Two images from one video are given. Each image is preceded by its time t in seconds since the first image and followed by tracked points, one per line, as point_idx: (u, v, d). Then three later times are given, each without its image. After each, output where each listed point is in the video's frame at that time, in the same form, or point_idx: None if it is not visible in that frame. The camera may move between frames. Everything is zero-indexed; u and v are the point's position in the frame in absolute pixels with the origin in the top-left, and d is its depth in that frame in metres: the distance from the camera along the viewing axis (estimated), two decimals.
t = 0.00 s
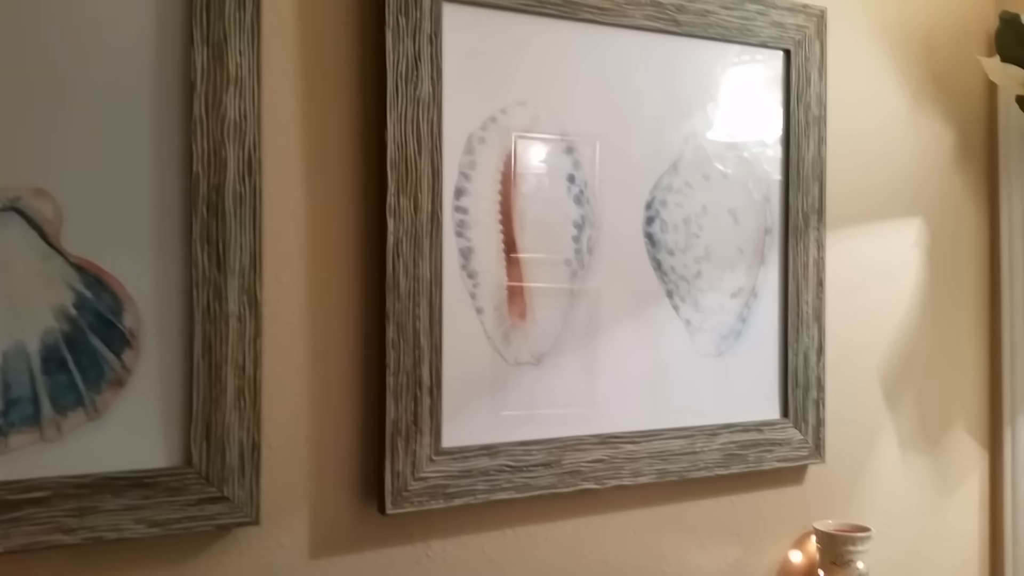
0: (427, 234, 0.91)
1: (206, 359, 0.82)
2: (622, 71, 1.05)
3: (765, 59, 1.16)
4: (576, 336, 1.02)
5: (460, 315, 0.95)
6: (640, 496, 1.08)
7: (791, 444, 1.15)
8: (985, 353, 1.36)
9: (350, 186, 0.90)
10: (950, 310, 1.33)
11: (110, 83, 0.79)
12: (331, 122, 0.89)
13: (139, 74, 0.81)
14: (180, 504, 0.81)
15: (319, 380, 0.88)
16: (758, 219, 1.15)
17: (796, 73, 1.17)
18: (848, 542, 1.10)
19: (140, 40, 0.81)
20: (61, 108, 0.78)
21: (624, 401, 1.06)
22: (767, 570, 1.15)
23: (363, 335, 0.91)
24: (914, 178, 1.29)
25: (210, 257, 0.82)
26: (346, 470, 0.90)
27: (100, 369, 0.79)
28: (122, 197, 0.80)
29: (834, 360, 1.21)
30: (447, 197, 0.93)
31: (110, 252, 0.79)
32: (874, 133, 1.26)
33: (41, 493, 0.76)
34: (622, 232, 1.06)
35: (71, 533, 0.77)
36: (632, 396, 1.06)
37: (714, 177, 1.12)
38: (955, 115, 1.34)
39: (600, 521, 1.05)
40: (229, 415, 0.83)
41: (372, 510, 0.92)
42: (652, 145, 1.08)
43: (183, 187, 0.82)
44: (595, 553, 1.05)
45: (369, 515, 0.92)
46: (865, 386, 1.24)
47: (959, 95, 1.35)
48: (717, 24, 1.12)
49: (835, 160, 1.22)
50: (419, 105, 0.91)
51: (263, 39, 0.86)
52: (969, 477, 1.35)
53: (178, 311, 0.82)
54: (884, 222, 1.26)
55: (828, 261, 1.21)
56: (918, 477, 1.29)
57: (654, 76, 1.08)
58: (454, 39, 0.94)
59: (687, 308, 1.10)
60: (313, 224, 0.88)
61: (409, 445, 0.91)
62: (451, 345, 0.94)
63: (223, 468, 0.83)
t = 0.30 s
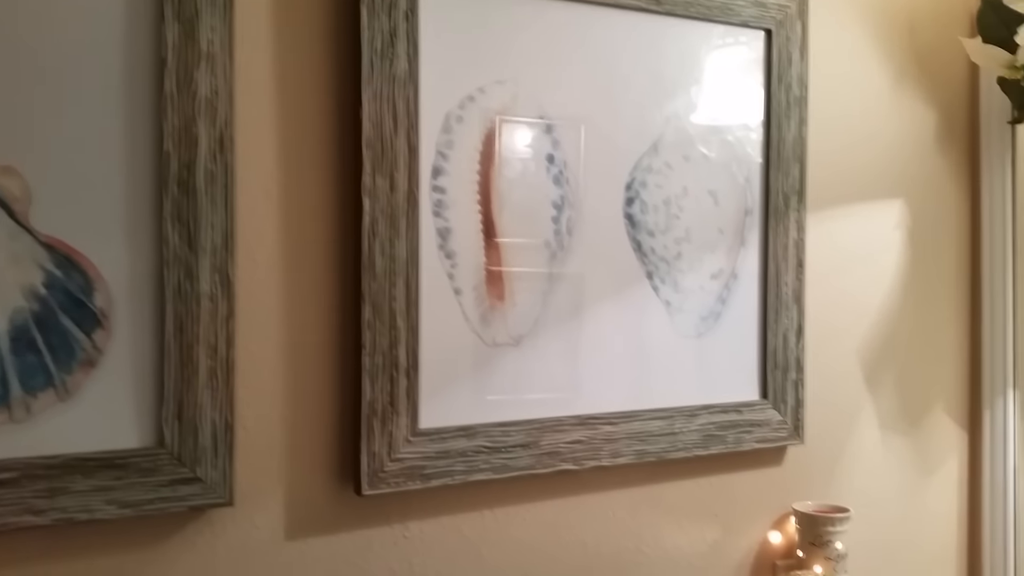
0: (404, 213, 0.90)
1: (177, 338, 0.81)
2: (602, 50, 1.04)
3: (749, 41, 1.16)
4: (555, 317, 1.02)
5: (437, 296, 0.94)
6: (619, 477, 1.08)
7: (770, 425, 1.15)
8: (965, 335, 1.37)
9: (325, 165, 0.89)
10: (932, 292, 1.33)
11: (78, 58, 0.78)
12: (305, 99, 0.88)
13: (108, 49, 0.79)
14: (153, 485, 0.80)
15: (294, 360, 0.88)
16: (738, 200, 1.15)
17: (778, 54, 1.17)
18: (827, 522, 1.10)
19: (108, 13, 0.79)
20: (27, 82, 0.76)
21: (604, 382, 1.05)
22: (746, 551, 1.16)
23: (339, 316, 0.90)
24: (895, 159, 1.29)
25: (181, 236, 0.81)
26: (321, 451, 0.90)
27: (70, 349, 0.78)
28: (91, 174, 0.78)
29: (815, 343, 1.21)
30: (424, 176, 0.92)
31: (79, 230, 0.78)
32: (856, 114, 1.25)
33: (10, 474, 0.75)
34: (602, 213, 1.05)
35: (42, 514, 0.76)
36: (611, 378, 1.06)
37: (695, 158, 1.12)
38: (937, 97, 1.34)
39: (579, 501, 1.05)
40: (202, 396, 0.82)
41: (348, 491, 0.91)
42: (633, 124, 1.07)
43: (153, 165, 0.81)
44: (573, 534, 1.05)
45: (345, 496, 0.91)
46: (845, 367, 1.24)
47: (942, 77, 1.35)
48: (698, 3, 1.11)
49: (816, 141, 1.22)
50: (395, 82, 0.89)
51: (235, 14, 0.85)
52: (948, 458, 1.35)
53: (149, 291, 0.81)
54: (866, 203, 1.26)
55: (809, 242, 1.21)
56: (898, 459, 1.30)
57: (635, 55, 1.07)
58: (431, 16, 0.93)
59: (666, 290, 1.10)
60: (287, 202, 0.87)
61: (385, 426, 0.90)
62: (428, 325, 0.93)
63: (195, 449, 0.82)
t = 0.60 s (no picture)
0: (377, 190, 0.89)
1: (145, 316, 0.80)
2: (580, 26, 1.03)
3: (732, 22, 1.15)
4: (532, 297, 1.01)
5: (412, 274, 0.92)
6: (596, 456, 1.07)
7: (748, 404, 1.15)
8: (946, 315, 1.37)
9: (296, 140, 0.88)
10: (912, 271, 1.33)
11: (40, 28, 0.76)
12: (275, 73, 0.87)
13: (72, 20, 0.77)
14: (121, 464, 0.79)
15: (265, 339, 0.87)
16: (718, 179, 1.14)
17: (757, 31, 1.16)
18: (805, 501, 1.10)
19: None
20: None
21: (582, 362, 1.05)
22: (724, 530, 1.16)
23: (311, 294, 0.89)
24: (876, 139, 1.29)
25: (148, 212, 0.80)
26: (294, 430, 0.89)
27: (36, 326, 0.77)
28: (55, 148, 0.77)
29: (795, 323, 1.21)
30: (398, 152, 0.91)
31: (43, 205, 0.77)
32: (836, 93, 1.25)
33: None
34: (581, 191, 1.04)
35: (7, 493, 0.75)
36: (589, 357, 1.05)
37: (674, 136, 1.11)
38: (918, 76, 1.34)
39: (556, 480, 1.05)
40: (171, 374, 0.81)
41: (322, 470, 0.91)
42: (611, 102, 1.06)
43: (120, 139, 0.79)
44: (551, 513, 1.05)
45: (320, 475, 0.91)
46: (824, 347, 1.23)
47: (923, 55, 1.34)
48: None
49: (796, 120, 1.21)
50: (367, 57, 0.88)
51: None
52: (928, 438, 1.35)
53: (116, 267, 0.80)
54: (846, 183, 1.25)
55: (788, 221, 1.20)
56: (877, 438, 1.30)
57: (614, 31, 1.06)
58: None
59: (645, 269, 1.09)
60: (257, 178, 0.86)
61: (360, 405, 0.89)
62: (403, 304, 0.92)
63: (165, 427, 0.81)
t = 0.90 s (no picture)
0: (347, 152, 0.87)
1: (107, 279, 0.78)
2: None
3: None
4: (506, 264, 1.00)
5: (383, 240, 0.91)
6: (570, 425, 1.07)
7: (723, 373, 1.14)
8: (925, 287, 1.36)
9: (263, 101, 0.86)
10: (891, 243, 1.32)
11: None
12: (242, 31, 0.85)
13: None
14: (83, 429, 0.78)
15: (231, 304, 0.85)
16: (696, 147, 1.13)
17: None
18: (780, 470, 1.10)
19: None
20: None
21: (557, 330, 1.04)
22: (699, 500, 1.16)
23: (278, 258, 0.87)
24: (857, 109, 1.27)
25: (110, 172, 0.78)
26: (262, 397, 0.88)
27: None
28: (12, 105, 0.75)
29: (772, 294, 1.20)
30: (368, 114, 0.89)
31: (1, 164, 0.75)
32: (818, 61, 1.23)
33: None
34: (557, 158, 1.02)
35: None
36: (564, 326, 1.04)
37: (652, 103, 1.09)
38: (901, 45, 1.32)
39: (529, 449, 1.04)
40: (134, 338, 0.80)
41: (291, 438, 0.89)
42: (589, 66, 1.04)
43: (80, 96, 0.77)
44: (524, 483, 1.04)
45: (289, 443, 0.89)
46: (802, 318, 1.23)
47: (907, 25, 1.33)
48: None
49: (777, 88, 1.19)
50: (337, 15, 0.86)
51: None
52: (905, 411, 1.35)
53: (76, 229, 0.78)
54: (826, 152, 1.24)
55: (767, 191, 1.19)
56: (855, 411, 1.29)
57: None
58: None
59: (622, 237, 1.08)
60: (223, 139, 0.84)
61: (329, 372, 0.88)
62: (374, 270, 0.90)
63: (128, 392, 0.80)
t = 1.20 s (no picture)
0: (311, 121, 0.85)
1: (64, 251, 0.76)
2: None
3: None
4: (479, 237, 0.98)
5: (351, 210, 0.89)
6: (545, 399, 1.06)
7: (700, 347, 1.13)
8: (905, 261, 1.36)
9: (224, 68, 0.83)
10: (870, 216, 1.31)
11: None
12: None
13: None
14: (42, 404, 0.76)
15: (194, 277, 0.83)
16: (673, 118, 1.11)
17: None
18: (757, 444, 1.09)
19: None
20: None
21: (532, 305, 1.02)
22: (675, 474, 1.15)
23: (243, 230, 0.85)
24: (836, 80, 1.26)
25: (65, 140, 0.75)
26: (227, 372, 0.86)
27: None
28: None
29: (748, 267, 1.19)
30: (334, 82, 0.87)
31: None
32: (796, 31, 1.22)
33: None
34: (531, 129, 1.00)
35: None
36: (539, 299, 1.03)
37: (627, 72, 1.07)
38: (880, 16, 1.31)
39: (504, 424, 1.03)
40: (94, 311, 0.78)
41: (258, 413, 0.88)
42: (562, 36, 1.02)
43: (32, 63, 0.75)
44: (499, 459, 1.03)
45: (257, 419, 0.88)
46: (779, 292, 1.22)
47: None
48: None
49: (754, 58, 1.18)
50: None
51: None
52: (884, 386, 1.34)
53: (31, 200, 0.75)
54: (804, 124, 1.23)
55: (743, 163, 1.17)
56: (834, 385, 1.28)
57: None
58: None
59: (597, 210, 1.06)
60: (183, 107, 0.82)
61: (296, 347, 0.86)
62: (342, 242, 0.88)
63: (88, 367, 0.78)
